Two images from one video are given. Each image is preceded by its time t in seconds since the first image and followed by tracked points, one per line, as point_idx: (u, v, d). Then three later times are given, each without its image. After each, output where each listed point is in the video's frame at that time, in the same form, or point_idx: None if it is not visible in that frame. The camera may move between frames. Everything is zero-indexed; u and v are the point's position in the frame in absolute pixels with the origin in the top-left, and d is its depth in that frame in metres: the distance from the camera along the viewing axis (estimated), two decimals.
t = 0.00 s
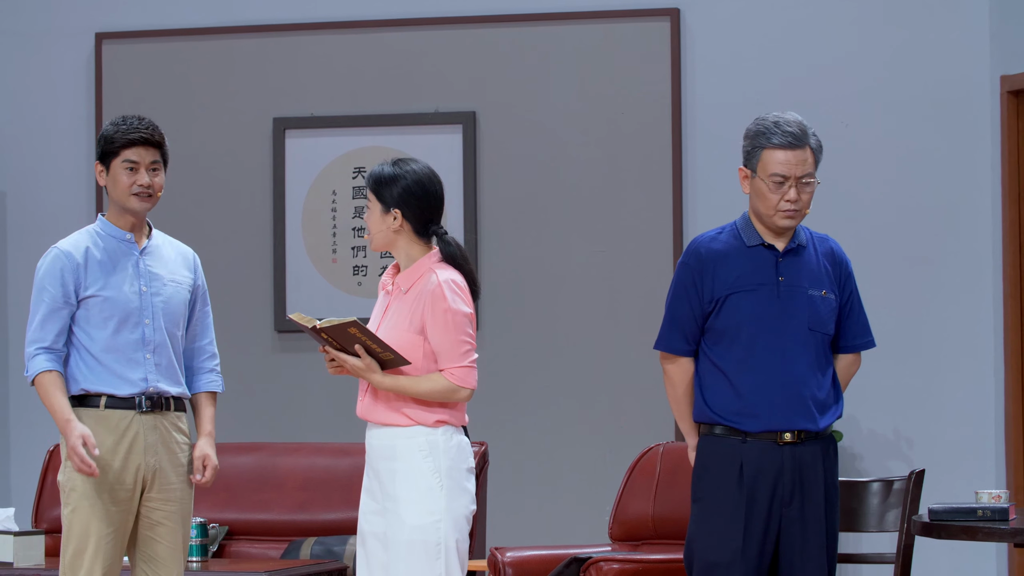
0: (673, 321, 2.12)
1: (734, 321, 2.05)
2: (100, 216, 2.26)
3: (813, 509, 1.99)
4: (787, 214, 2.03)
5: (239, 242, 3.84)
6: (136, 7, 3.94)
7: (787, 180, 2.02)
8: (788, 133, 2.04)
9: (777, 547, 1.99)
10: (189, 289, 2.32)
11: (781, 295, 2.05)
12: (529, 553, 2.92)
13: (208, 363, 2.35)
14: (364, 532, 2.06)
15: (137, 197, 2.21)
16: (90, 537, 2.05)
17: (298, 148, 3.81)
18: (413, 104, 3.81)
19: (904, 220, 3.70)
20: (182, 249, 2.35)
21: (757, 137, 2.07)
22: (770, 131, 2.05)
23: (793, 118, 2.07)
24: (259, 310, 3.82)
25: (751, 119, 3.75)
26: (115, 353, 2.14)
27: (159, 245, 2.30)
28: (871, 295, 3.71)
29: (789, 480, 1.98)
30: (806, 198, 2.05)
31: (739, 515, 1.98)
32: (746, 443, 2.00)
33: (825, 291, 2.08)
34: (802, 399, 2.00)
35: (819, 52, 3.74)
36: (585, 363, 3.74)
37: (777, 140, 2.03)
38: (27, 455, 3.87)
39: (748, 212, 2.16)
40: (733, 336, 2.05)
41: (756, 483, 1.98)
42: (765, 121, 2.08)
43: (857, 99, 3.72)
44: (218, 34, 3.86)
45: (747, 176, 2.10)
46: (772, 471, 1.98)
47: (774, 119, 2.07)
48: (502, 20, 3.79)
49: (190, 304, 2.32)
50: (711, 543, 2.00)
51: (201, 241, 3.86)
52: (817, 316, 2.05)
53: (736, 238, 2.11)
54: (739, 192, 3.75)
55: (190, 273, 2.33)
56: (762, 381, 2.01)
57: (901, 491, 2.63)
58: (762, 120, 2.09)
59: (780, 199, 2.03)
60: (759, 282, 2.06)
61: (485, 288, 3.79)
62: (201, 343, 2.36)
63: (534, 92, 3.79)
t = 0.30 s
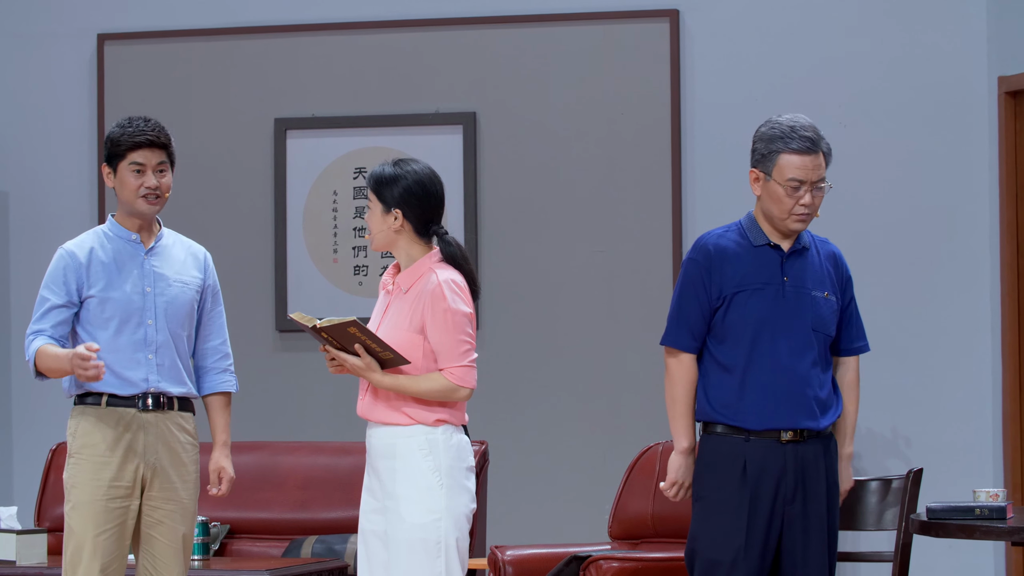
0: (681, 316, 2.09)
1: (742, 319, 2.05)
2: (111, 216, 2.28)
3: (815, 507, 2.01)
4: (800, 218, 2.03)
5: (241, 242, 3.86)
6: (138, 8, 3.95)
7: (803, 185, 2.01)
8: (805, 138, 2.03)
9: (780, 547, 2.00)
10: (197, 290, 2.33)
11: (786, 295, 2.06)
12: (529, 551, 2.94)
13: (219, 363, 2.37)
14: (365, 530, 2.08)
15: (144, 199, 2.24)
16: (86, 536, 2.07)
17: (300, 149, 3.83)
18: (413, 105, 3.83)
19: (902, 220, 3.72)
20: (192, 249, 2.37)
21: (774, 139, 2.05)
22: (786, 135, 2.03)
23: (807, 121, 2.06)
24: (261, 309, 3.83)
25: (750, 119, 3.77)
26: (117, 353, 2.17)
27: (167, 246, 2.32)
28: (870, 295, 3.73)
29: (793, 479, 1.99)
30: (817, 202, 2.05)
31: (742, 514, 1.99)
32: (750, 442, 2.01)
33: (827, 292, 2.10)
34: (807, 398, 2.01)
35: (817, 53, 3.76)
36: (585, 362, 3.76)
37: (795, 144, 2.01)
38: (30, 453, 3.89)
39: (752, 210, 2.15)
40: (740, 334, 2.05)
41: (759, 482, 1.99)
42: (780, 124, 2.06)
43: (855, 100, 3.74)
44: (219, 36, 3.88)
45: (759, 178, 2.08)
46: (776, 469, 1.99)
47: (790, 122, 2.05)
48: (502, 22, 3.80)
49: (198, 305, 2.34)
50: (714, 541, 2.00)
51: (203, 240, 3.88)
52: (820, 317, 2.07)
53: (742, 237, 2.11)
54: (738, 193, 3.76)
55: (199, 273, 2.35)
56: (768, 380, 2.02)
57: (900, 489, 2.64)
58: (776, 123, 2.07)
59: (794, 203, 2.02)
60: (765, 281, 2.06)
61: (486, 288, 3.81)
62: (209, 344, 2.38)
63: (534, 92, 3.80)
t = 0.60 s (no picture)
0: (688, 315, 2.08)
1: (747, 319, 2.06)
2: (123, 218, 2.29)
3: (819, 506, 2.03)
4: (808, 220, 2.04)
5: (242, 242, 3.88)
6: (139, 9, 3.97)
7: (812, 188, 2.02)
8: (814, 141, 2.03)
9: (784, 545, 2.01)
10: (204, 291, 2.35)
11: (790, 295, 2.07)
12: (528, 550, 2.96)
13: (225, 362, 2.38)
14: (365, 529, 2.10)
15: (174, 207, 2.27)
16: (88, 535, 2.08)
17: (301, 149, 3.85)
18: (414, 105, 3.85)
19: (900, 220, 3.73)
20: (200, 249, 2.38)
21: (784, 142, 2.05)
22: (795, 138, 2.04)
23: (814, 124, 2.07)
24: (262, 309, 3.85)
25: (749, 120, 3.78)
26: (122, 356, 2.18)
27: (175, 247, 2.33)
28: (868, 294, 3.74)
29: (797, 478, 2.01)
30: (824, 205, 2.06)
31: (747, 513, 1.99)
32: (755, 441, 2.01)
33: (829, 292, 2.12)
34: (811, 398, 2.03)
35: (816, 54, 3.78)
36: (584, 362, 3.78)
37: (805, 148, 2.02)
38: (32, 452, 3.91)
39: (756, 211, 2.16)
40: (746, 334, 2.05)
41: (766, 481, 2.00)
42: (788, 127, 2.06)
43: (854, 101, 3.76)
44: (221, 37, 3.89)
45: (766, 180, 2.08)
46: (781, 469, 2.00)
47: (798, 125, 2.06)
48: (502, 22, 3.82)
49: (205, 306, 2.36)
50: (718, 540, 2.01)
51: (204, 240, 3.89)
52: (823, 317, 2.09)
53: (747, 237, 2.12)
54: (736, 193, 3.78)
55: (206, 274, 2.37)
56: (774, 380, 2.03)
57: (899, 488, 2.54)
58: (784, 126, 2.08)
59: (803, 206, 2.03)
60: (770, 281, 2.07)
61: (486, 287, 3.83)
62: (214, 345, 2.39)
63: (534, 94, 3.82)
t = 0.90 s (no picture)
0: (702, 314, 2.09)
1: (758, 320, 2.07)
2: (127, 220, 2.30)
3: (826, 504, 2.05)
4: (821, 224, 2.06)
5: (243, 242, 3.89)
6: (140, 10, 3.98)
7: (828, 193, 2.04)
8: (832, 147, 2.04)
9: (790, 543, 2.03)
10: (203, 294, 2.37)
11: (800, 296, 2.09)
12: (528, 549, 2.98)
13: (221, 362, 2.41)
14: (366, 528, 2.12)
15: (182, 213, 2.29)
16: (91, 535, 2.10)
17: (302, 150, 3.87)
18: (414, 106, 3.87)
19: (898, 220, 3.75)
20: (199, 251, 2.41)
21: (801, 146, 2.05)
22: (814, 143, 2.04)
23: (833, 129, 2.07)
24: (263, 309, 3.87)
25: (748, 121, 3.80)
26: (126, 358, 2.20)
27: (176, 249, 2.35)
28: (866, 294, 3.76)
29: (805, 477, 2.03)
30: (837, 208, 2.08)
31: (754, 511, 2.01)
32: (762, 440, 2.03)
33: (838, 294, 2.13)
34: (818, 399, 2.04)
35: (815, 55, 3.79)
36: (584, 361, 3.80)
37: (823, 153, 2.03)
38: (34, 451, 3.93)
39: (769, 211, 2.17)
40: (756, 334, 2.07)
41: (774, 480, 2.02)
42: (807, 131, 2.07)
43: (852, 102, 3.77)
44: (222, 38, 3.91)
45: (782, 182, 2.09)
46: (789, 468, 2.02)
47: (816, 129, 2.06)
48: (502, 23, 3.84)
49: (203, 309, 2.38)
50: (725, 538, 2.03)
51: (205, 240, 3.91)
52: (832, 319, 2.10)
53: (760, 238, 2.13)
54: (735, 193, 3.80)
55: (206, 277, 2.39)
56: (783, 381, 2.04)
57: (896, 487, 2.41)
58: (801, 129, 2.08)
59: (818, 210, 2.05)
60: (781, 282, 2.09)
61: (486, 287, 3.84)
62: (212, 346, 2.41)
63: (534, 95, 3.84)
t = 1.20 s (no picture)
0: (713, 310, 2.11)
1: (768, 319, 2.08)
2: (119, 218, 2.31)
3: (831, 503, 2.05)
4: (838, 228, 2.07)
5: (244, 242, 3.90)
6: (142, 11, 3.99)
7: (846, 198, 2.04)
8: (852, 151, 2.04)
9: (794, 541, 2.04)
10: (199, 292, 2.40)
11: (812, 299, 2.09)
12: (528, 548, 2.99)
13: (215, 362, 2.43)
14: (367, 527, 2.13)
15: (170, 210, 2.29)
16: (99, 536, 2.11)
17: (303, 150, 3.88)
18: (415, 107, 3.88)
19: (897, 221, 3.76)
20: (191, 251, 2.43)
21: (822, 150, 2.06)
22: (834, 147, 2.05)
23: (855, 134, 2.07)
24: (264, 309, 3.88)
25: (747, 122, 3.81)
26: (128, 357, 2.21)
27: (170, 249, 2.37)
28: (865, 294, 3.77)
29: (810, 476, 2.03)
30: (855, 213, 2.08)
31: (756, 509, 2.02)
32: (767, 439, 2.04)
33: (852, 298, 2.13)
34: (825, 401, 2.05)
35: (814, 56, 3.81)
36: (583, 361, 3.81)
37: (843, 157, 2.03)
38: (36, 450, 3.94)
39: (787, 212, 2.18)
40: (765, 334, 2.08)
41: (777, 479, 2.03)
42: (828, 135, 2.07)
43: (851, 103, 3.79)
44: (223, 38, 3.92)
45: (801, 185, 2.10)
46: (793, 467, 2.03)
47: (838, 133, 2.06)
48: (503, 24, 3.85)
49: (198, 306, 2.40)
50: (726, 535, 2.04)
51: (206, 240, 3.92)
52: (844, 322, 2.10)
53: (776, 238, 2.14)
54: (734, 194, 3.81)
55: (199, 275, 2.42)
56: (789, 381, 2.05)
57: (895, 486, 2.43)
58: (823, 132, 2.08)
59: (835, 214, 2.05)
60: (793, 283, 2.09)
61: (486, 287, 3.86)
62: (207, 343, 2.44)
63: (534, 96, 3.85)
